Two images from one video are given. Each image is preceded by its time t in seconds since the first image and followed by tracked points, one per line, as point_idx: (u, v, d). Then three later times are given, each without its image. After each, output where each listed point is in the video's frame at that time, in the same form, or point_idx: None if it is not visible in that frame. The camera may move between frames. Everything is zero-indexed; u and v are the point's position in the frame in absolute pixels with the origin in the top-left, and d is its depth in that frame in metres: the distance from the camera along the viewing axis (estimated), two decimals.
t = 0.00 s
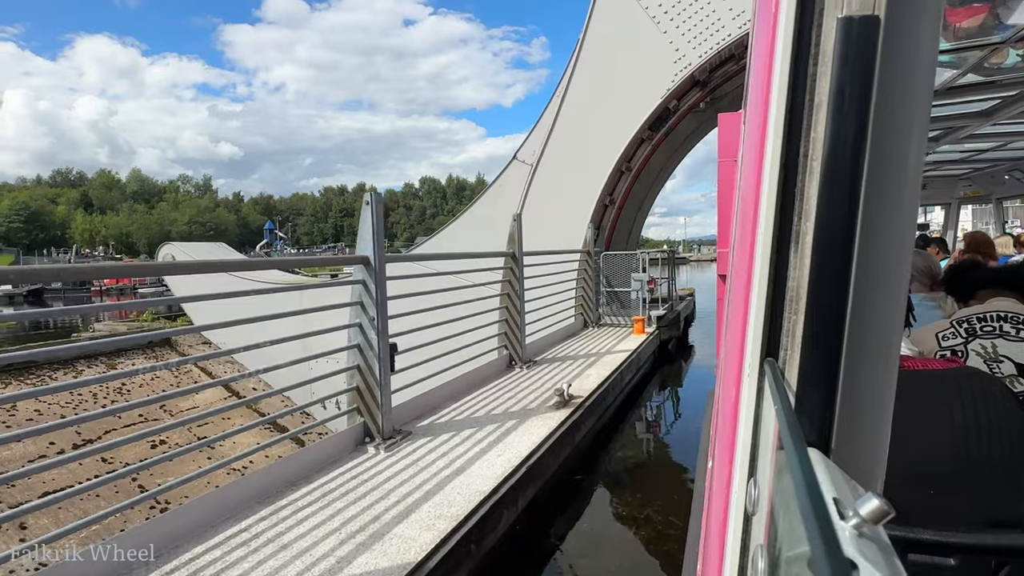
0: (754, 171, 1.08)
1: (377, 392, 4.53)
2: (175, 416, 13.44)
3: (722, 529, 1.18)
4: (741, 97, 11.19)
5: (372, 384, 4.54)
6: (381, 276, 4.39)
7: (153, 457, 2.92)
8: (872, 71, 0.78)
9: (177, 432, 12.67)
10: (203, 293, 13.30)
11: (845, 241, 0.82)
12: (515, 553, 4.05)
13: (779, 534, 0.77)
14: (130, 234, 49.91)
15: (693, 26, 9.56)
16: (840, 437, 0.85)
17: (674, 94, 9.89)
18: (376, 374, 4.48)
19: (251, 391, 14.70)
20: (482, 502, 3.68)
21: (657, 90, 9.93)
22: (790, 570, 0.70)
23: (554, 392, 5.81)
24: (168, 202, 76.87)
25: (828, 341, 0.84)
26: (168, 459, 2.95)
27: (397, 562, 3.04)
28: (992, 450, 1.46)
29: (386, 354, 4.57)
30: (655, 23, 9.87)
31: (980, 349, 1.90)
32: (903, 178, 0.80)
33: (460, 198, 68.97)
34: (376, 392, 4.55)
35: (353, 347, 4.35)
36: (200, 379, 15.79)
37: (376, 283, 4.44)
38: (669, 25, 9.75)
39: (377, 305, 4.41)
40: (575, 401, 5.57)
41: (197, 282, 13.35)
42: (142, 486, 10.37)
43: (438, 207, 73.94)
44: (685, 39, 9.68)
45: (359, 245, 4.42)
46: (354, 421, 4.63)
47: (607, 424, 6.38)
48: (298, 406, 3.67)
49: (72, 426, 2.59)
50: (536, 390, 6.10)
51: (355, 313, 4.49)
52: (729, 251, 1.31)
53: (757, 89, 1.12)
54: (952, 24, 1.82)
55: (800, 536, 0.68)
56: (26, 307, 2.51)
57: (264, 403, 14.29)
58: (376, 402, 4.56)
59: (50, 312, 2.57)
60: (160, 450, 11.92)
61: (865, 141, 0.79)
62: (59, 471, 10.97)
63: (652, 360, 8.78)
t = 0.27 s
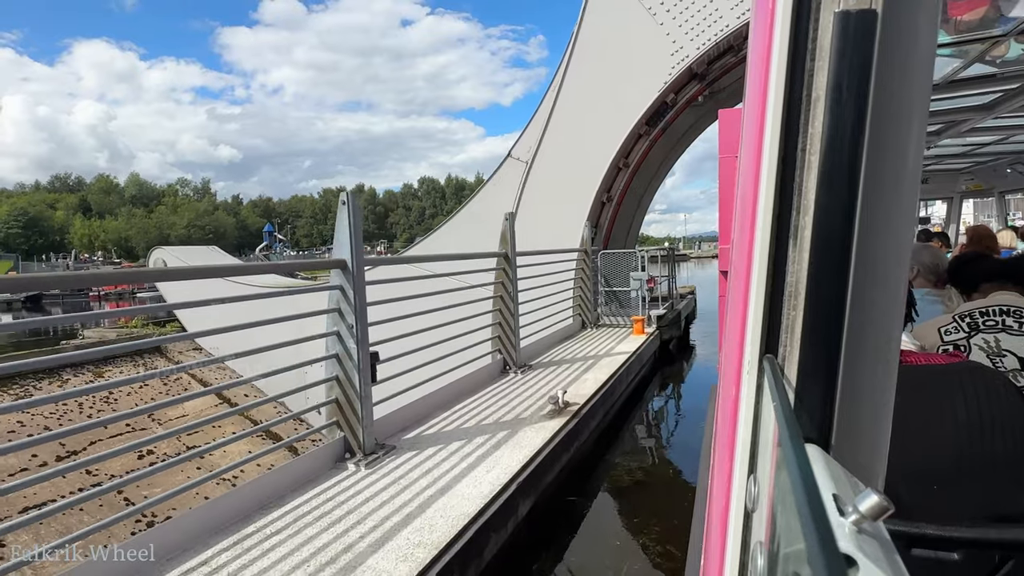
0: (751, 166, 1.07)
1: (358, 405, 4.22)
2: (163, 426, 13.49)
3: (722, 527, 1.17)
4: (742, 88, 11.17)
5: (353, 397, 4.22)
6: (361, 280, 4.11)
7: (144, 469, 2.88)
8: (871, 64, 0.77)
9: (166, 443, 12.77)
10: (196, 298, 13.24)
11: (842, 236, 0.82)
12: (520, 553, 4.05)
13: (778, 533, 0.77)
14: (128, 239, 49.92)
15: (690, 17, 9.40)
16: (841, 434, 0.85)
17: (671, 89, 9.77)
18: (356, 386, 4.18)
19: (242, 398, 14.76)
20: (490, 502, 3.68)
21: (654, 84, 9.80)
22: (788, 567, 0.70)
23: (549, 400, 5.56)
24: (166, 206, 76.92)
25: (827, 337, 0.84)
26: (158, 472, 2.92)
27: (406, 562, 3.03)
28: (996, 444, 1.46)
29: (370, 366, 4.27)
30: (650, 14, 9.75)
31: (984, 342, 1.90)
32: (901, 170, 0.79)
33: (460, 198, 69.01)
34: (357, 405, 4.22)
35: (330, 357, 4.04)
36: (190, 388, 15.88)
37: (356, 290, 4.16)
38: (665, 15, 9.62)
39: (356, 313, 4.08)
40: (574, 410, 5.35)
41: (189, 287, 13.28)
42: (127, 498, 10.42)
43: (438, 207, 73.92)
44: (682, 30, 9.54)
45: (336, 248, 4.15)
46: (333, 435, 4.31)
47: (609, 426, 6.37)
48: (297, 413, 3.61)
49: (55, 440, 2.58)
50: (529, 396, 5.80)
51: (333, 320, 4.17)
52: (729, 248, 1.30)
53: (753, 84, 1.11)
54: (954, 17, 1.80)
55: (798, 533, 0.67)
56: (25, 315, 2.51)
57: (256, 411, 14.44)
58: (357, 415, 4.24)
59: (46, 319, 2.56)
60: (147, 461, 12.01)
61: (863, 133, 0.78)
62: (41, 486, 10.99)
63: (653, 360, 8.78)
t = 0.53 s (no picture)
0: (749, 164, 1.07)
1: (329, 420, 3.95)
2: (143, 436, 13.38)
3: (722, 524, 1.17)
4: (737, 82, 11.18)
5: (325, 411, 3.95)
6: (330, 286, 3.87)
7: (128, 482, 2.85)
8: (867, 61, 0.77)
9: (146, 455, 12.73)
10: (181, 304, 13.05)
11: (839, 234, 0.82)
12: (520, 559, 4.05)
13: (778, 530, 0.77)
14: (121, 244, 49.69)
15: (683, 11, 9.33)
16: (839, 430, 0.85)
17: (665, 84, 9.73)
18: (328, 400, 3.92)
19: (227, 407, 14.72)
20: (490, 505, 3.67)
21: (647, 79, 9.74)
22: (788, 564, 0.70)
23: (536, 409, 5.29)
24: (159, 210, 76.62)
25: (825, 335, 0.84)
26: (140, 485, 2.89)
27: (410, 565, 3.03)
28: (995, 441, 1.46)
29: (342, 377, 3.99)
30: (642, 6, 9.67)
31: (981, 338, 1.90)
32: (898, 166, 0.80)
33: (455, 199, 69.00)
34: (330, 420, 3.96)
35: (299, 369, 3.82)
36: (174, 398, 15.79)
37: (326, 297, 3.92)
38: (657, 9, 9.55)
39: (326, 320, 3.86)
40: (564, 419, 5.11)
41: (175, 292, 13.12)
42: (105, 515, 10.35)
43: (433, 209, 73.84)
44: (674, 23, 9.46)
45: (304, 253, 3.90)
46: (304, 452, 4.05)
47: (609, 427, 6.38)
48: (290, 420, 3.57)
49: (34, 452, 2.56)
50: (516, 406, 5.55)
51: (302, 329, 3.95)
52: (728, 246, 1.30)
53: (750, 82, 1.12)
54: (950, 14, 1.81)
55: (797, 530, 0.67)
56: (14, 322, 2.50)
57: (241, 419, 14.43)
58: (329, 433, 3.97)
59: (33, 326, 2.54)
60: (127, 474, 11.94)
61: (859, 131, 0.78)
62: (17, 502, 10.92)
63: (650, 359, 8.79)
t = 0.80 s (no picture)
0: (745, 163, 1.07)
1: (294, 435, 3.66)
2: (117, 446, 13.22)
3: (721, 522, 1.17)
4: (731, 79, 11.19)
5: (290, 424, 3.66)
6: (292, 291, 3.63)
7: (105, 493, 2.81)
8: (861, 61, 0.77)
9: (121, 466, 12.61)
10: (164, 306, 12.85)
11: (835, 234, 0.82)
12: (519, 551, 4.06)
13: (777, 528, 0.77)
14: (110, 247, 49.24)
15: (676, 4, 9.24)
16: (836, 427, 0.85)
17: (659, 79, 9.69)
18: (293, 413, 3.64)
19: (209, 412, 14.61)
20: (491, 505, 3.67)
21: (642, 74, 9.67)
22: (787, 563, 0.70)
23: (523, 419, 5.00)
24: (149, 212, 76.04)
25: (822, 334, 0.84)
26: (116, 495, 2.85)
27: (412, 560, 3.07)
28: (992, 437, 1.47)
29: (307, 388, 3.70)
30: None
31: (976, 335, 1.91)
32: (894, 165, 0.80)
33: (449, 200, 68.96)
34: (295, 435, 3.66)
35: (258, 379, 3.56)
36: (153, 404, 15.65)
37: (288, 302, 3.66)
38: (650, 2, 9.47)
39: (290, 326, 3.60)
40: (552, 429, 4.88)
41: (157, 294, 12.97)
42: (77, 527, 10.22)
43: (428, 210, 73.74)
44: (667, 16, 9.37)
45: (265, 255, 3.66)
46: (268, 470, 3.75)
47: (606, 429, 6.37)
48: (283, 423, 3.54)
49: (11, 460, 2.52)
50: (502, 416, 5.28)
51: (265, 336, 3.70)
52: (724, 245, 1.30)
53: (745, 81, 1.12)
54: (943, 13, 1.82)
55: (796, 528, 0.67)
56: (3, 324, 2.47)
57: (223, 427, 14.37)
58: (294, 450, 3.68)
59: (22, 326, 2.52)
60: (101, 486, 11.79)
61: (855, 130, 0.79)
62: None
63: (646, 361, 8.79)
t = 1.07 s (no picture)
0: (743, 164, 1.07)
1: (252, 453, 3.45)
2: (95, 451, 12.94)
3: (721, 522, 1.17)
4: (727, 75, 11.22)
5: (249, 442, 3.46)
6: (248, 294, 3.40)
7: (74, 504, 2.75)
8: (858, 62, 0.78)
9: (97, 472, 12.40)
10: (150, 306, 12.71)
11: (834, 233, 0.82)
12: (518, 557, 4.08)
13: (777, 528, 0.77)
14: (100, 246, 48.81)
15: None
16: (834, 427, 0.86)
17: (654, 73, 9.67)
18: (251, 430, 3.43)
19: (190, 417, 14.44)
20: (486, 508, 3.68)
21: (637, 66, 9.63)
22: (787, 562, 0.70)
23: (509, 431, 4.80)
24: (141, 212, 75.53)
25: (821, 335, 0.84)
26: (87, 505, 2.78)
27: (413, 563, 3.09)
28: (991, 436, 1.47)
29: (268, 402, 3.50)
30: None
31: (973, 334, 1.92)
32: (892, 165, 0.80)
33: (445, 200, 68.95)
34: (253, 452, 3.46)
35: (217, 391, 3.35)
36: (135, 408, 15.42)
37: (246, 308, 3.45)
38: None
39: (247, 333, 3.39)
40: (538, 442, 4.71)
41: (137, 295, 12.76)
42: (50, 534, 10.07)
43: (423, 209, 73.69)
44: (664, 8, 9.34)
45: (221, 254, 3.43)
46: (225, 491, 3.53)
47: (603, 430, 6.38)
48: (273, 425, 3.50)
49: None
50: (487, 425, 5.09)
51: (219, 344, 3.46)
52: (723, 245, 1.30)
53: (743, 81, 1.12)
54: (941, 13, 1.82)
55: (796, 529, 0.67)
56: None
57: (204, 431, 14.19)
58: (251, 468, 3.47)
59: (11, 326, 2.49)
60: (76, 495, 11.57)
61: (852, 130, 0.79)
62: None
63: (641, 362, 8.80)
